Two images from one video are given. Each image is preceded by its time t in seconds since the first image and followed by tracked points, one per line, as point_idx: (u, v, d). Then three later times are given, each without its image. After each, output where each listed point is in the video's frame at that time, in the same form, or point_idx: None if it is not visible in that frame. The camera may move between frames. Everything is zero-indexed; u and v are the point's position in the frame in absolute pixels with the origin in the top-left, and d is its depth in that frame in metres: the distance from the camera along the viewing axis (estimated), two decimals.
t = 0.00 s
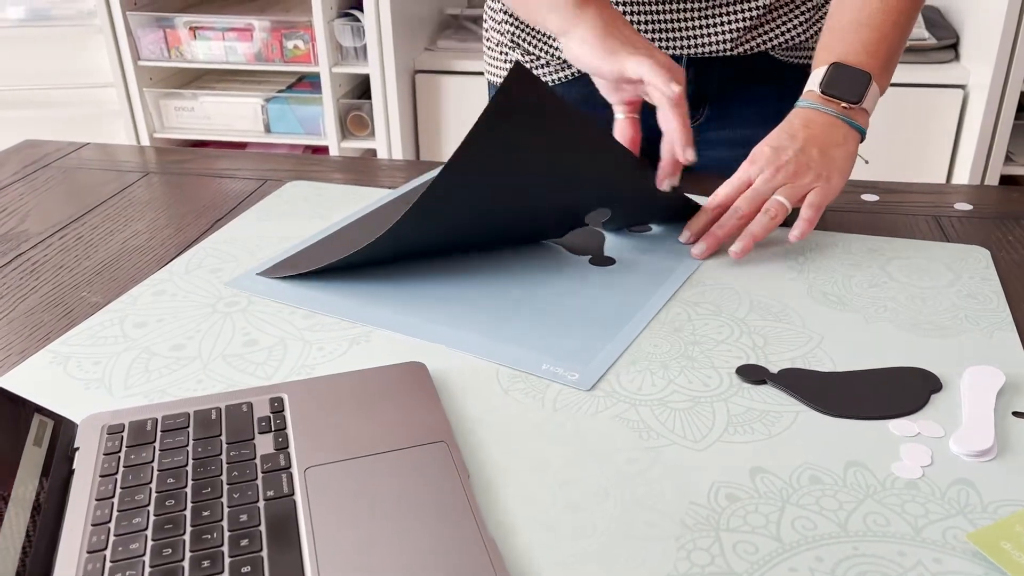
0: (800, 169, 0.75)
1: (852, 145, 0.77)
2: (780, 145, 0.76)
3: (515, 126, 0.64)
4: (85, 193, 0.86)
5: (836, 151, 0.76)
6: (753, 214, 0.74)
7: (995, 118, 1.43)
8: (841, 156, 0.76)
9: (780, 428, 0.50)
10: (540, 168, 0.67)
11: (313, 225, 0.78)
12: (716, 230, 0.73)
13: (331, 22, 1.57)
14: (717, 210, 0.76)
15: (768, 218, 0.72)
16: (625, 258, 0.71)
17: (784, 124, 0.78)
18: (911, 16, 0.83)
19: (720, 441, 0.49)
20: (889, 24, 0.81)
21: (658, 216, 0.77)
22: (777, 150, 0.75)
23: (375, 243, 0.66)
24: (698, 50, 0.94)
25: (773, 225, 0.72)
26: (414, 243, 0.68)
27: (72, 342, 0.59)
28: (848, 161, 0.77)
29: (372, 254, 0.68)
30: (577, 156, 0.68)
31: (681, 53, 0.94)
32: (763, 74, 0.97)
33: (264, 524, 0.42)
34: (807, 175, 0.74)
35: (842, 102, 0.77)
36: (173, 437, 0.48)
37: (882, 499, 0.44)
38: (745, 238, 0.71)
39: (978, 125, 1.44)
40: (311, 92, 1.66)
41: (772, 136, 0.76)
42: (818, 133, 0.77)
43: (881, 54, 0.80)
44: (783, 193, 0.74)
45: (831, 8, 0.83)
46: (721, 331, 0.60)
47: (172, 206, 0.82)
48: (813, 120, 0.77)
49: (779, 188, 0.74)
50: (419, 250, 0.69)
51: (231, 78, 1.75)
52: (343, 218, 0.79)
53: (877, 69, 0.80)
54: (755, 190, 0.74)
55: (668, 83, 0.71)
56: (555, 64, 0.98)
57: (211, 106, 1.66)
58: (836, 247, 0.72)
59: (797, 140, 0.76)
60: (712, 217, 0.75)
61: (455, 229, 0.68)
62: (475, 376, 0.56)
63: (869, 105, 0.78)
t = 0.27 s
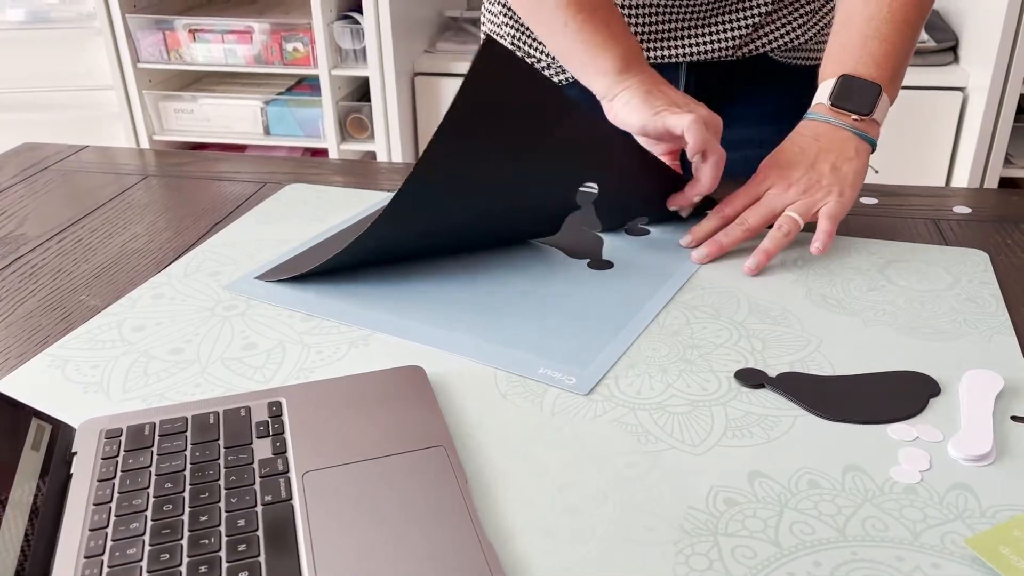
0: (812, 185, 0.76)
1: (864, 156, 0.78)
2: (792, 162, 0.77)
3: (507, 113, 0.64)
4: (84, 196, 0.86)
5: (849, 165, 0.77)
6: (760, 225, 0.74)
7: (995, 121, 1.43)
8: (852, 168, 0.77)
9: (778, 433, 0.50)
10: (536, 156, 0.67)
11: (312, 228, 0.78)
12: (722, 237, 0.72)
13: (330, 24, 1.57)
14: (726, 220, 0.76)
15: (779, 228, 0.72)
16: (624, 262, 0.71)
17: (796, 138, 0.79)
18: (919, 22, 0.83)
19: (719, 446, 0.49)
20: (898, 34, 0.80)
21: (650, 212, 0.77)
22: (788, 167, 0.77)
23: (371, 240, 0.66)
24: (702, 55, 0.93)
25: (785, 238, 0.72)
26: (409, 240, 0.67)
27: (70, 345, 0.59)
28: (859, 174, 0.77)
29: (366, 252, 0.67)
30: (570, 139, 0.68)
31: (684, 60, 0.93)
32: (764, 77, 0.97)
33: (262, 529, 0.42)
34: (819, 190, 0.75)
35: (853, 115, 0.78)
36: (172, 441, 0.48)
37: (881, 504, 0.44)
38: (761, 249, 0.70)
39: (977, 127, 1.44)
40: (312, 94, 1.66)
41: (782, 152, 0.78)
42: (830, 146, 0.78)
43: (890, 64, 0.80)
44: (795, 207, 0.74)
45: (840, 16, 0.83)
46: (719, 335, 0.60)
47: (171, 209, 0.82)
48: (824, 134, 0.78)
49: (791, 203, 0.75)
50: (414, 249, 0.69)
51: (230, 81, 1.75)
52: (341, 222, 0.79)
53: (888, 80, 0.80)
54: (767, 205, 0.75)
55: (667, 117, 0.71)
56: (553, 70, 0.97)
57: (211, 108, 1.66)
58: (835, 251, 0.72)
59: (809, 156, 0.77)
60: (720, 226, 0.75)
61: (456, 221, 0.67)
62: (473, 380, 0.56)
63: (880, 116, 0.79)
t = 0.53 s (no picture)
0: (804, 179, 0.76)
1: (857, 146, 0.77)
2: (783, 158, 0.77)
3: (501, 125, 0.63)
4: (85, 198, 0.86)
5: (841, 153, 0.76)
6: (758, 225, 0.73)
7: (995, 122, 1.43)
8: (844, 157, 0.76)
9: (780, 434, 0.50)
10: (537, 154, 0.68)
11: (314, 230, 0.78)
12: (721, 241, 0.72)
13: (331, 26, 1.57)
14: (722, 222, 0.75)
15: (777, 227, 0.71)
16: (624, 264, 0.71)
17: (786, 133, 0.79)
18: (916, 17, 0.82)
19: (720, 447, 0.49)
20: (891, 24, 0.80)
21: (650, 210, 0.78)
22: (779, 164, 0.77)
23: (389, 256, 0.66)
24: (702, 55, 0.94)
25: (784, 235, 0.71)
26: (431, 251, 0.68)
27: (72, 347, 0.59)
28: (853, 164, 0.76)
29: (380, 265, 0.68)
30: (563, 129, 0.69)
31: (683, 59, 0.94)
32: (766, 76, 0.97)
33: (264, 531, 0.42)
34: (812, 184, 0.75)
35: (842, 103, 0.77)
36: (174, 443, 0.48)
37: (883, 505, 0.44)
38: (763, 250, 0.69)
39: (978, 128, 1.45)
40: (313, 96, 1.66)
41: (773, 151, 0.78)
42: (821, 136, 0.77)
43: (882, 54, 0.80)
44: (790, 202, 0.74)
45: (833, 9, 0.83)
46: (720, 337, 0.60)
47: (173, 211, 0.82)
48: (813, 125, 0.78)
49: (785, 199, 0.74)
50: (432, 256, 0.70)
51: (231, 82, 1.75)
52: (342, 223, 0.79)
53: (879, 69, 0.79)
54: (761, 203, 0.74)
55: (597, 61, 0.75)
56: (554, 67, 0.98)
57: (211, 110, 1.66)
58: (836, 252, 0.72)
59: (799, 149, 0.77)
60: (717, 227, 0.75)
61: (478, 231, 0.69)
62: (474, 382, 0.56)
63: (871, 106, 0.78)
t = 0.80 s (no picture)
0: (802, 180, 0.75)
1: (856, 147, 0.77)
2: (783, 159, 0.77)
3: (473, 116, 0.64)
4: (87, 200, 0.86)
5: (839, 154, 0.76)
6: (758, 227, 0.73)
7: (996, 123, 1.43)
8: (844, 158, 0.76)
9: (782, 436, 0.50)
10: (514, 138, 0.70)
11: (315, 231, 0.78)
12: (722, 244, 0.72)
13: (332, 27, 1.57)
14: (723, 223, 0.75)
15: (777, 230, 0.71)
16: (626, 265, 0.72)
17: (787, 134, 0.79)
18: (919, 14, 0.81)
19: (721, 449, 0.49)
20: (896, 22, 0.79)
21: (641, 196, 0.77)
22: (779, 166, 0.77)
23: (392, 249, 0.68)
24: (695, 56, 0.93)
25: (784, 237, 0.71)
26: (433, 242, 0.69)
27: (74, 350, 0.59)
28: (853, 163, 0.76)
29: (372, 267, 0.69)
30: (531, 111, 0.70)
31: (677, 58, 0.94)
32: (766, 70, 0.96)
33: (266, 533, 0.42)
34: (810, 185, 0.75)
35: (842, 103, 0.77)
36: (175, 445, 0.49)
37: (884, 507, 0.44)
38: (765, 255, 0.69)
39: (979, 129, 1.45)
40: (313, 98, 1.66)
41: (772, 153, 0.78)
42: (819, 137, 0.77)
43: (883, 54, 0.78)
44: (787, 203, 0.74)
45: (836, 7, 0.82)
46: (722, 338, 0.60)
47: (174, 212, 0.83)
48: (814, 125, 0.78)
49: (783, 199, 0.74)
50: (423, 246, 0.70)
51: (232, 84, 1.75)
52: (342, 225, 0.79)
53: (880, 69, 0.78)
54: (761, 205, 0.74)
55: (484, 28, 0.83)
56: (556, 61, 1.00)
57: (212, 111, 1.66)
58: (836, 253, 0.72)
59: (799, 151, 0.77)
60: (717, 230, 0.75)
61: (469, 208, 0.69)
62: (475, 383, 0.56)
63: (871, 106, 0.77)
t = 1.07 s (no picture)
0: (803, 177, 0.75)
1: (853, 143, 0.76)
2: (782, 155, 0.77)
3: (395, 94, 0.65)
4: (88, 201, 0.86)
5: (836, 150, 0.76)
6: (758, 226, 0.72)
7: (997, 124, 1.43)
8: (842, 154, 0.76)
9: (785, 437, 0.50)
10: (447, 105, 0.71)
11: (316, 232, 0.78)
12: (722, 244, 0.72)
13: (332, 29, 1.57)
14: (723, 222, 0.75)
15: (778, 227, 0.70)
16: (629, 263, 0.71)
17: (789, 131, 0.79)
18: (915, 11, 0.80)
19: (724, 451, 0.49)
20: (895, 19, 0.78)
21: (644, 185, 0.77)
22: (778, 162, 0.76)
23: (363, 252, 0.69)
24: (685, 55, 0.93)
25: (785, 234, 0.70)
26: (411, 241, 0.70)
27: (75, 351, 0.59)
28: (853, 159, 0.76)
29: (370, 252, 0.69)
30: (465, 113, 0.73)
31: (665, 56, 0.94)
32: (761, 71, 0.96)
33: (268, 535, 0.42)
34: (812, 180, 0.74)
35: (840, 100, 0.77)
36: (177, 447, 0.48)
37: (888, 508, 0.44)
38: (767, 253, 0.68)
39: (981, 129, 1.44)
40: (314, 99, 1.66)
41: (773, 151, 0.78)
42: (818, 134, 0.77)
43: (881, 52, 0.78)
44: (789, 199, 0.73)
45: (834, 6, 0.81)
46: (723, 339, 0.60)
47: (175, 214, 0.82)
48: (813, 123, 0.78)
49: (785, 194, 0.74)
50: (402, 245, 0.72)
51: (233, 85, 1.75)
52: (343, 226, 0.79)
53: (878, 66, 0.78)
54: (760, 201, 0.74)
55: None
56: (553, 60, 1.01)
57: (213, 113, 1.66)
58: (838, 254, 0.72)
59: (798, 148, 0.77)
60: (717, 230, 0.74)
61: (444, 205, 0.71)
62: (477, 385, 0.56)
63: (870, 101, 0.77)
